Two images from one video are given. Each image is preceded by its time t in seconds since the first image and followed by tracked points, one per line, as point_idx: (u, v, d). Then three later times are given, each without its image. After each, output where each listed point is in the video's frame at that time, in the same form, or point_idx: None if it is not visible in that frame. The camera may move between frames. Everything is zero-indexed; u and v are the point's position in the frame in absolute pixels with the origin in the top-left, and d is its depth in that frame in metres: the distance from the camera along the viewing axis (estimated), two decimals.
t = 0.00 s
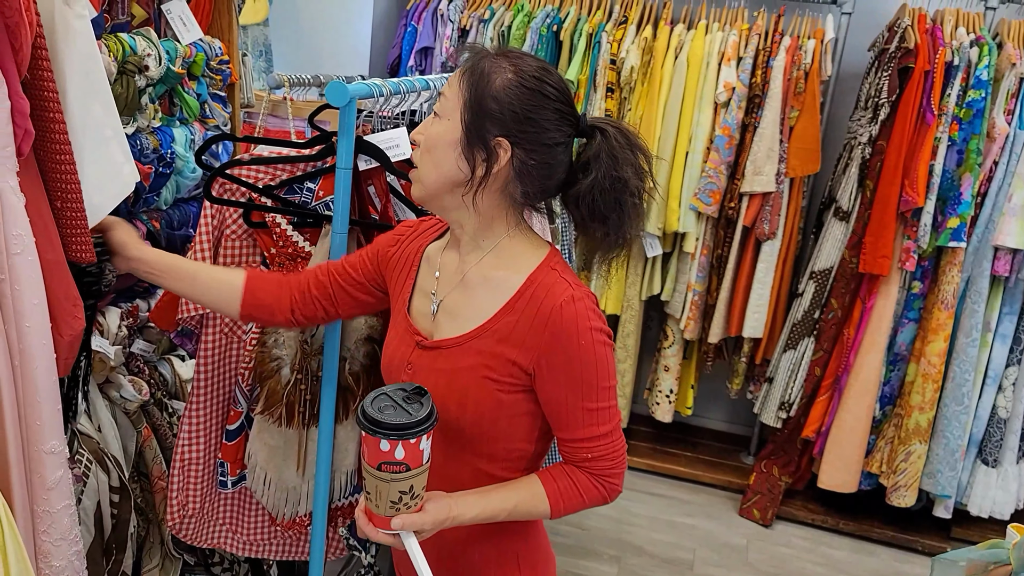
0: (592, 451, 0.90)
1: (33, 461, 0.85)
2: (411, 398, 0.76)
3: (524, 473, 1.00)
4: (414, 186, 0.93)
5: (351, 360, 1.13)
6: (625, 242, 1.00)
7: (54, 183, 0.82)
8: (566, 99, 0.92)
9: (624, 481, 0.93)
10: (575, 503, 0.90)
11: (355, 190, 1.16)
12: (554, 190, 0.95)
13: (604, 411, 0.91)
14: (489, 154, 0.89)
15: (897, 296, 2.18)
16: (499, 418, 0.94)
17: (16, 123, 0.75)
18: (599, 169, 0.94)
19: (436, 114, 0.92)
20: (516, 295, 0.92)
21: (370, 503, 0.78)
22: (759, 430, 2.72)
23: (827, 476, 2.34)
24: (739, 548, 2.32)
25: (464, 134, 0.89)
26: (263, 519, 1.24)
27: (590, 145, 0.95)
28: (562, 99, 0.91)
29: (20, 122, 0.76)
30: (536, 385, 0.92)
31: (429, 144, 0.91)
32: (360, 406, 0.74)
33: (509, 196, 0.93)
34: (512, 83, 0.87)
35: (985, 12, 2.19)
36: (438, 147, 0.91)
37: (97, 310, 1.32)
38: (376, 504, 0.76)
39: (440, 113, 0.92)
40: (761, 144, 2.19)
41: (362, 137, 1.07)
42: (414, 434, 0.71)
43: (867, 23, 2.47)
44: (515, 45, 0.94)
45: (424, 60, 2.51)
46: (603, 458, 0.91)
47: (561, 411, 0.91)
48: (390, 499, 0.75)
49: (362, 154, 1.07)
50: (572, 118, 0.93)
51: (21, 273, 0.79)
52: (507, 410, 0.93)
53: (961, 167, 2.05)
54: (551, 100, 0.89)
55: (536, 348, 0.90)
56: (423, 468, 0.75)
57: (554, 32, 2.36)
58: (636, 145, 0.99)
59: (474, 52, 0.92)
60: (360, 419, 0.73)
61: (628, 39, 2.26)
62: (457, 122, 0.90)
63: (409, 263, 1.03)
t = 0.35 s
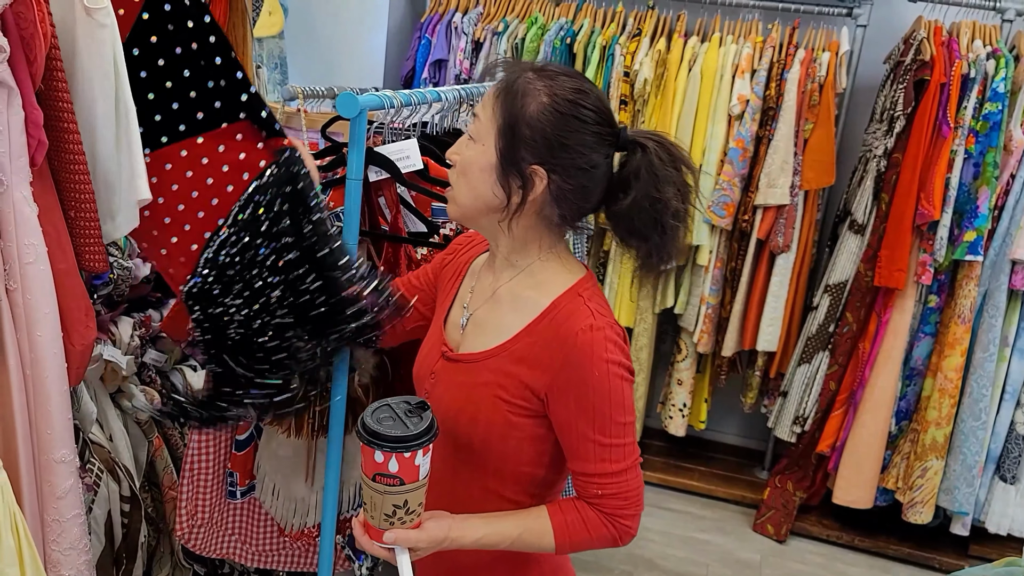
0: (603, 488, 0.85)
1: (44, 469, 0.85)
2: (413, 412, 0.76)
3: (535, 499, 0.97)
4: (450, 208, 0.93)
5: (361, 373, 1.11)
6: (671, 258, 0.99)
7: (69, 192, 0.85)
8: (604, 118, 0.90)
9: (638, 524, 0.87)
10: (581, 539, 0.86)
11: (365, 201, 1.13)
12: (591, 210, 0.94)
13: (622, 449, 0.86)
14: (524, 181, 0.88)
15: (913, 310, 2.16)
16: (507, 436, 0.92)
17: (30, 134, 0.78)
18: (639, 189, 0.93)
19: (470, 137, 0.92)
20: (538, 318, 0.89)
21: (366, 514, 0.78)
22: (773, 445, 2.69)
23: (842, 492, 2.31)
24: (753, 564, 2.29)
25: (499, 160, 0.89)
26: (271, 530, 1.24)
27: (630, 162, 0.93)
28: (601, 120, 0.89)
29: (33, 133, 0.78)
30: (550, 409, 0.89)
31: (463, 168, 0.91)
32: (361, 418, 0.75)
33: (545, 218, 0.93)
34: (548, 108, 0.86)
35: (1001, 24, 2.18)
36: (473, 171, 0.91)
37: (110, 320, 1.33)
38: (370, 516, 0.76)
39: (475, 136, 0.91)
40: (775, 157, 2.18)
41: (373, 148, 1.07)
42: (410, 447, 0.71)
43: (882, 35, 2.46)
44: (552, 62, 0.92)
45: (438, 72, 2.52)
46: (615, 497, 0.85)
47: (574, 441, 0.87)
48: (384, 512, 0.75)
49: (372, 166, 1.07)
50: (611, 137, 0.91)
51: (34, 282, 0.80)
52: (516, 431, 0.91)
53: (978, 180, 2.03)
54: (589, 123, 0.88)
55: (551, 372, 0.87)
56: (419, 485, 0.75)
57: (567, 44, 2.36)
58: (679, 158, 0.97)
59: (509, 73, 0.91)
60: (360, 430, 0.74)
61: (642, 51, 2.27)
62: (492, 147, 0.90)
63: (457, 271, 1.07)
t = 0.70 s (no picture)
0: (624, 524, 0.83)
1: (45, 478, 0.86)
2: (431, 446, 0.76)
3: (552, 521, 0.96)
4: (480, 238, 0.92)
5: (361, 382, 1.12)
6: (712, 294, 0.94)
7: (69, 205, 0.86)
8: (640, 151, 0.86)
9: (659, 560, 0.86)
10: None
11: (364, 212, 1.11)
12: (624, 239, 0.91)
13: (645, 488, 0.83)
14: (555, 220, 0.86)
15: (915, 319, 2.16)
16: (525, 464, 0.90)
17: (31, 147, 0.79)
18: (672, 223, 0.89)
19: (501, 169, 0.90)
20: (562, 350, 0.88)
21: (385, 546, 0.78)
22: (776, 454, 2.69)
23: (845, 501, 2.30)
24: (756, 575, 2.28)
25: (529, 197, 0.87)
26: (273, 540, 1.23)
27: (665, 193, 0.89)
28: (637, 158, 0.86)
29: (35, 145, 0.79)
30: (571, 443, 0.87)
31: (492, 202, 0.90)
32: (379, 453, 0.75)
33: (575, 252, 0.91)
34: (579, 146, 0.84)
35: (1001, 34, 2.18)
36: (503, 206, 0.89)
37: (111, 330, 1.33)
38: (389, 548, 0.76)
39: (505, 170, 0.89)
40: (775, 166, 2.19)
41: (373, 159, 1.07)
42: (428, 484, 0.71)
43: (882, 46, 2.47)
44: (588, 89, 0.89)
45: (439, 83, 2.54)
46: (636, 533, 0.83)
47: (594, 476, 0.84)
48: (401, 545, 0.75)
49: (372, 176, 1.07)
50: (647, 169, 0.87)
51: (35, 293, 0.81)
52: (534, 459, 0.90)
53: (978, 190, 2.03)
54: (623, 159, 0.84)
55: (573, 407, 0.85)
56: (437, 519, 0.74)
57: (568, 55, 2.38)
58: (722, 190, 0.91)
59: (543, 103, 0.88)
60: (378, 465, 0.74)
61: (642, 62, 2.28)
62: (524, 182, 0.88)
63: (490, 284, 1.06)
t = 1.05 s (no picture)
0: (637, 527, 0.80)
1: (32, 485, 0.85)
2: (447, 459, 0.74)
3: (557, 527, 0.90)
4: (483, 246, 0.89)
5: (353, 384, 1.10)
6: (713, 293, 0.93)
7: (56, 209, 0.85)
8: (640, 150, 0.84)
9: (671, 561, 0.82)
10: None
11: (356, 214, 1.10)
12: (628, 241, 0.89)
13: (656, 490, 0.80)
14: (558, 224, 0.83)
15: (912, 319, 2.16)
16: (531, 472, 0.85)
17: (17, 150, 0.78)
18: (677, 221, 0.87)
19: (500, 174, 0.87)
20: (569, 354, 0.84)
21: (398, 562, 0.75)
22: (775, 455, 2.68)
23: (845, 502, 2.29)
24: None
25: (530, 201, 0.84)
26: (267, 545, 1.23)
27: (667, 190, 0.87)
28: (638, 157, 0.84)
29: (21, 149, 0.79)
30: (581, 449, 0.83)
31: (493, 208, 0.87)
32: (393, 466, 0.72)
33: (580, 254, 0.88)
34: (580, 147, 0.81)
35: (996, 32, 2.18)
36: (504, 211, 0.86)
37: (104, 335, 1.33)
38: (403, 565, 0.74)
39: (505, 174, 0.86)
40: (771, 166, 2.18)
41: (363, 161, 1.07)
42: (447, 499, 0.69)
43: (878, 45, 2.47)
44: (585, 88, 0.87)
45: (434, 85, 2.54)
46: (649, 536, 0.80)
47: (604, 480, 0.81)
48: (417, 562, 0.72)
49: (363, 179, 1.07)
50: (649, 168, 0.85)
51: (21, 297, 0.81)
52: (541, 466, 0.85)
53: (974, 188, 2.02)
54: (623, 159, 0.82)
55: (582, 411, 0.81)
56: (453, 533, 0.72)
57: (563, 56, 2.38)
58: (724, 186, 0.90)
59: (540, 104, 0.85)
60: (392, 479, 0.72)
61: (637, 63, 2.28)
62: (524, 186, 0.85)
63: (491, 286, 1.03)
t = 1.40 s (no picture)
0: (629, 525, 0.80)
1: (29, 486, 0.86)
2: (442, 461, 0.75)
3: (548, 525, 0.91)
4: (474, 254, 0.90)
5: (347, 385, 1.10)
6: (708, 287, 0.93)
7: (50, 212, 0.86)
8: (621, 148, 0.84)
9: (663, 557, 0.83)
10: None
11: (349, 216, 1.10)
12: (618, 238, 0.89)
13: (648, 489, 0.81)
14: (545, 228, 0.84)
15: (906, 317, 2.17)
16: (525, 470, 0.86)
17: (11, 154, 0.79)
18: (664, 216, 0.88)
19: (484, 184, 0.88)
20: (563, 354, 0.84)
21: (393, 562, 0.76)
22: (771, 454, 2.69)
23: (840, 499, 2.31)
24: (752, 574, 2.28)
25: (515, 207, 0.85)
26: (262, 546, 1.24)
27: (653, 184, 0.87)
28: (620, 155, 0.84)
29: (14, 152, 0.79)
30: (574, 449, 0.83)
31: (480, 217, 0.87)
32: (388, 467, 0.73)
33: (572, 256, 0.88)
34: (558, 152, 0.81)
35: (987, 31, 2.19)
36: (490, 219, 0.87)
37: (99, 338, 1.33)
38: (399, 566, 0.74)
39: (488, 183, 0.87)
40: (765, 166, 2.20)
41: (356, 163, 1.08)
42: (442, 501, 0.70)
43: (870, 45, 2.48)
44: (562, 91, 0.87)
45: (429, 87, 2.55)
46: (642, 534, 0.80)
47: (598, 479, 0.81)
48: (414, 564, 0.73)
49: (356, 181, 1.07)
50: (631, 165, 0.85)
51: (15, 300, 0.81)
52: (534, 465, 0.85)
53: (965, 186, 2.04)
54: (602, 159, 0.82)
55: (574, 410, 0.82)
56: (449, 534, 0.73)
57: (556, 58, 2.39)
58: (709, 176, 0.90)
59: (517, 112, 0.85)
60: (389, 482, 0.72)
61: (630, 64, 2.29)
62: (508, 194, 0.85)
63: (485, 288, 1.02)
